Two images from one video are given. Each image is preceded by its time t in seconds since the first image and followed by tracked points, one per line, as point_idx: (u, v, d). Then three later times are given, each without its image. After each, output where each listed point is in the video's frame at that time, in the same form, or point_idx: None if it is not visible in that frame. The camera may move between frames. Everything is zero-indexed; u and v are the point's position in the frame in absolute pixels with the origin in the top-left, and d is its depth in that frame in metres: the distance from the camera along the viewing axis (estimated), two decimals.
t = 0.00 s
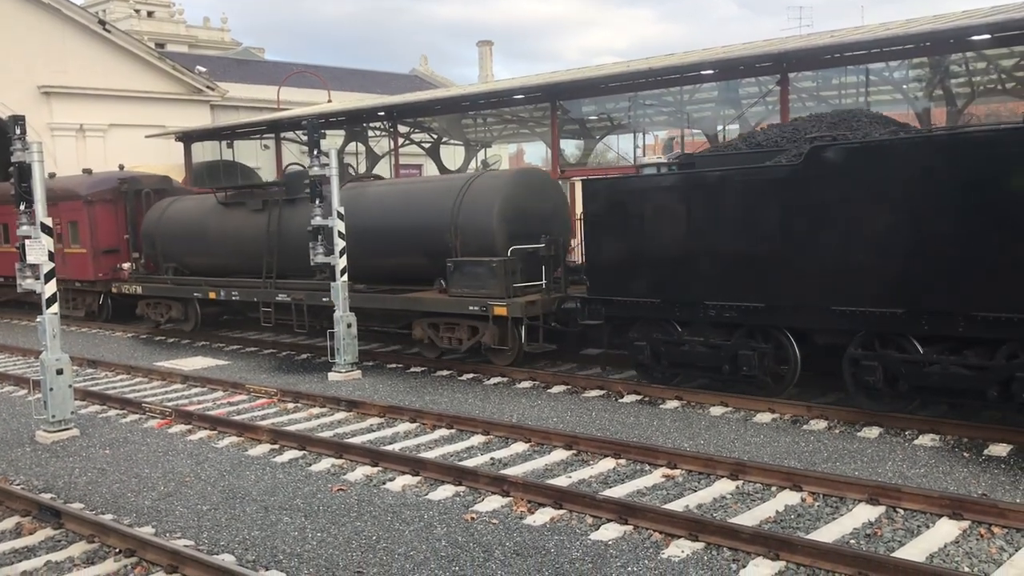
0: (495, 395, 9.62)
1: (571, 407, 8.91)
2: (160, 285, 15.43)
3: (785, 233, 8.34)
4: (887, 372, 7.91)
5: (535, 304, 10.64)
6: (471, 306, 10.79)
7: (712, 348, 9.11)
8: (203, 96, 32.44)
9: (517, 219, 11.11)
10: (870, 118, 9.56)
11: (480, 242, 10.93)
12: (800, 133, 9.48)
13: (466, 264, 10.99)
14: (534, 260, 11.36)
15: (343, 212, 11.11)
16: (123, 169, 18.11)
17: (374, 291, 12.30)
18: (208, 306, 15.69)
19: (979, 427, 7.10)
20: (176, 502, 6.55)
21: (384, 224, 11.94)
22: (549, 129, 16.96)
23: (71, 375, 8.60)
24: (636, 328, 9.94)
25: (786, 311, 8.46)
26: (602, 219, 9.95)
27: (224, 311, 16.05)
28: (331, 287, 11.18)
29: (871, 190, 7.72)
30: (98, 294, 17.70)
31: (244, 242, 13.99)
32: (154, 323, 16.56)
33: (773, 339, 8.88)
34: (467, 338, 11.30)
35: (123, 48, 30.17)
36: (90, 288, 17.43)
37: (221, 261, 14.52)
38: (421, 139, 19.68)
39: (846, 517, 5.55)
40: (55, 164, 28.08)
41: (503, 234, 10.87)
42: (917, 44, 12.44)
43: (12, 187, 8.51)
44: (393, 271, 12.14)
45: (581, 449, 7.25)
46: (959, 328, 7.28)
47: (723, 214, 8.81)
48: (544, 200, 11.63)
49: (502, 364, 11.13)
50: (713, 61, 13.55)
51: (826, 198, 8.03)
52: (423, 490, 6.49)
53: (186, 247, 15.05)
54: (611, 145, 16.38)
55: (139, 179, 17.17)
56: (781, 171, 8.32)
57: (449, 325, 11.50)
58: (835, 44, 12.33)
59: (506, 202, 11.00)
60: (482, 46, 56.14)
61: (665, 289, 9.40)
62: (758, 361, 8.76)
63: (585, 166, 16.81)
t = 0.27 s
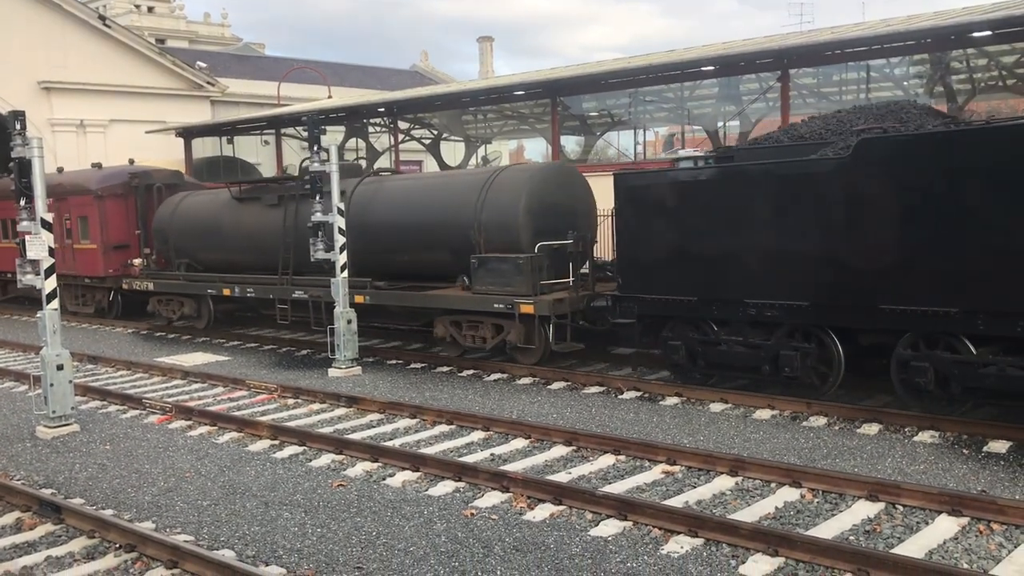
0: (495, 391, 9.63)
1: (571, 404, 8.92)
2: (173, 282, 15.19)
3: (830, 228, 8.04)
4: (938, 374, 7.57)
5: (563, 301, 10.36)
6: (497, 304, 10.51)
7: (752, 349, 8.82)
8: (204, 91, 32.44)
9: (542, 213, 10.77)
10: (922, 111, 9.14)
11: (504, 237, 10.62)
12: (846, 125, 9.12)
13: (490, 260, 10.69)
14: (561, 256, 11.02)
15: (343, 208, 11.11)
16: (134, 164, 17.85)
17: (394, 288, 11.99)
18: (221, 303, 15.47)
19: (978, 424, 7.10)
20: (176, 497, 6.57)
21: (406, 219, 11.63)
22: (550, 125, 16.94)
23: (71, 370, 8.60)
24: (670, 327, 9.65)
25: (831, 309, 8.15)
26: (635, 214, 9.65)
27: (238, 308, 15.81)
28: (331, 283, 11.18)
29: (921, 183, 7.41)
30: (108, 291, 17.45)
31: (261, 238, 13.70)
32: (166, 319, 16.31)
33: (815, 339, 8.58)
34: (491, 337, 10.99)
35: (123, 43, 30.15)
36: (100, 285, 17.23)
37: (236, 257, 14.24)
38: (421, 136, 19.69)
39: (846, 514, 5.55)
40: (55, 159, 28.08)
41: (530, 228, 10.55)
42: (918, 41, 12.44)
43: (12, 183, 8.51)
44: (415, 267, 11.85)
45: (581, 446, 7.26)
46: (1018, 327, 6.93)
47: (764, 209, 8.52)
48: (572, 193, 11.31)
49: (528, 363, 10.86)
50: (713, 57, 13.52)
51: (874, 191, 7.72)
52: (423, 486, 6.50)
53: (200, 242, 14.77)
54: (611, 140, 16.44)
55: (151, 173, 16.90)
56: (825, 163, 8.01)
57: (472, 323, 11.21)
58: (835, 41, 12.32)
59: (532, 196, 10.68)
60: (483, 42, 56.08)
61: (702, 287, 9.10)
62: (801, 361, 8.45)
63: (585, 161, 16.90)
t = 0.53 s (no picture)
0: (496, 390, 9.63)
1: (572, 402, 8.92)
2: (186, 281, 15.00)
3: (880, 224, 7.64)
4: (996, 378, 7.18)
5: (593, 302, 10.02)
6: (523, 304, 10.21)
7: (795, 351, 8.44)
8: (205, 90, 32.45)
9: (571, 211, 10.56)
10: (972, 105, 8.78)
11: (532, 235, 10.40)
12: (893, 119, 8.75)
13: (518, 259, 10.43)
14: (590, 254, 10.76)
15: (344, 206, 11.11)
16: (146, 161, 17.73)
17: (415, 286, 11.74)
18: (235, 301, 15.28)
19: (978, 423, 7.10)
20: (177, 494, 6.58)
21: (429, 217, 11.40)
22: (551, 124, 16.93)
23: (72, 368, 8.61)
24: (705, 327, 9.29)
25: (882, 310, 7.73)
26: (671, 213, 9.29)
27: (252, 306, 15.63)
28: (331, 281, 11.19)
29: (977, 176, 7.03)
30: (119, 289, 17.34)
31: (279, 236, 13.45)
32: (177, 319, 16.12)
33: (862, 340, 8.22)
34: (517, 338, 10.66)
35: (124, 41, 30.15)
36: (111, 283, 17.13)
37: (251, 255, 14.02)
38: (422, 134, 19.72)
39: (846, 512, 5.56)
40: (57, 157, 28.10)
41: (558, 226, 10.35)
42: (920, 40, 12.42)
43: (13, 180, 8.51)
44: (438, 266, 11.62)
45: (582, 444, 7.26)
46: None
47: (808, 206, 8.12)
48: (598, 190, 11.10)
49: (555, 364, 10.51)
50: (714, 56, 13.50)
51: (925, 184, 7.32)
52: (424, 484, 6.51)
53: (215, 240, 14.55)
54: (613, 139, 16.57)
55: (163, 170, 16.78)
56: (875, 158, 7.61)
57: (498, 324, 10.90)
58: (837, 39, 12.30)
59: (561, 193, 10.48)
60: (485, 40, 56.04)
61: (744, 287, 8.70)
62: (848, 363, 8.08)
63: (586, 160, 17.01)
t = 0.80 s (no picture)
0: (497, 391, 9.63)
1: (573, 404, 8.92)
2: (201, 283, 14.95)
3: (933, 226, 7.25)
4: None
5: (626, 305, 9.78)
6: (552, 307, 9.98)
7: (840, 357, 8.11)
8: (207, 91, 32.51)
9: (600, 210, 10.31)
10: None
11: (559, 236, 10.18)
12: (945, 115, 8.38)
13: (547, 260, 10.22)
14: (622, 256, 10.60)
15: (345, 208, 11.13)
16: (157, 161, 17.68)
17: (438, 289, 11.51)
18: (251, 304, 15.19)
19: (978, 425, 7.10)
20: (178, 496, 6.58)
21: (453, 218, 11.19)
22: (553, 126, 16.95)
23: (74, 369, 8.62)
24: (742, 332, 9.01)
25: (938, 314, 7.36)
26: (708, 212, 8.90)
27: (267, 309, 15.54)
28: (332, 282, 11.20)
29: None
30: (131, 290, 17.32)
31: (295, 237, 13.35)
32: (191, 321, 16.09)
33: (910, 346, 7.92)
34: (545, 342, 10.52)
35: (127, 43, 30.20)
36: (123, 285, 17.11)
37: (268, 257, 13.93)
38: (423, 135, 19.72)
39: (846, 514, 5.56)
40: (58, 158, 28.14)
41: (587, 226, 10.11)
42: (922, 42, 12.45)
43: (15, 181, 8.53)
44: (461, 268, 11.39)
45: (583, 446, 7.26)
46: None
47: (855, 205, 7.74)
48: (628, 189, 10.83)
49: (585, 370, 10.41)
50: (715, 58, 13.52)
51: (980, 183, 6.94)
52: (425, 486, 6.51)
53: (232, 241, 14.45)
54: (613, 141, 16.37)
55: (176, 170, 16.74)
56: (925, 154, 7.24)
57: (524, 327, 10.73)
58: (839, 41, 12.31)
59: (589, 192, 10.24)
60: (487, 42, 56.13)
61: (787, 290, 8.32)
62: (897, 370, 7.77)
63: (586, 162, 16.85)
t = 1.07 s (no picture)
0: (499, 396, 9.63)
1: (574, 409, 8.92)
2: (217, 288, 14.89)
3: (989, 231, 6.99)
4: None
5: (661, 312, 9.55)
6: (584, 314, 9.75)
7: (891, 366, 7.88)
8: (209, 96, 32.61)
9: (633, 213, 10.09)
10: None
11: (591, 240, 9.98)
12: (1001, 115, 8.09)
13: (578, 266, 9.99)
14: (656, 262, 10.33)
15: (348, 212, 11.14)
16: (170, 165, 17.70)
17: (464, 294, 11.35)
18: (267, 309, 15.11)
19: (980, 430, 7.10)
20: (180, 500, 6.59)
21: (480, 222, 11.02)
22: (555, 130, 16.95)
23: (76, 374, 8.63)
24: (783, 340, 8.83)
25: (996, 323, 7.12)
26: (750, 217, 8.67)
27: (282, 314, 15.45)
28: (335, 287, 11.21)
29: None
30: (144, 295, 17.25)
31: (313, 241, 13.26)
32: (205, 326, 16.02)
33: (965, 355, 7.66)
34: (576, 350, 10.27)
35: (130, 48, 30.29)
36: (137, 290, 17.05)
37: (285, 262, 13.87)
38: (426, 140, 19.51)
39: (849, 520, 5.55)
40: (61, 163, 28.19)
41: (620, 230, 9.90)
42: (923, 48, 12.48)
43: (18, 186, 8.55)
44: (488, 273, 11.22)
45: (585, 451, 7.26)
46: None
47: (907, 209, 7.49)
48: (661, 191, 10.58)
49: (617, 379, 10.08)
50: (716, 63, 13.55)
51: None
52: (426, 490, 6.52)
53: (249, 245, 14.39)
54: (615, 146, 16.37)
55: (190, 174, 16.77)
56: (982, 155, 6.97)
57: (553, 335, 10.49)
58: (840, 47, 12.33)
59: (622, 195, 10.01)
60: (489, 46, 56.26)
61: (834, 297, 8.08)
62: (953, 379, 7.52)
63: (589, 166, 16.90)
